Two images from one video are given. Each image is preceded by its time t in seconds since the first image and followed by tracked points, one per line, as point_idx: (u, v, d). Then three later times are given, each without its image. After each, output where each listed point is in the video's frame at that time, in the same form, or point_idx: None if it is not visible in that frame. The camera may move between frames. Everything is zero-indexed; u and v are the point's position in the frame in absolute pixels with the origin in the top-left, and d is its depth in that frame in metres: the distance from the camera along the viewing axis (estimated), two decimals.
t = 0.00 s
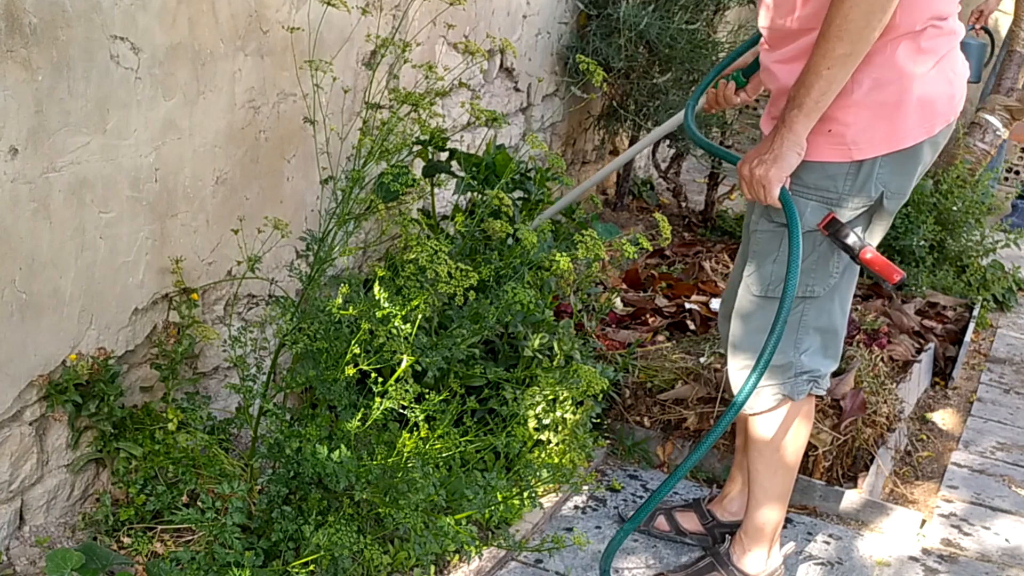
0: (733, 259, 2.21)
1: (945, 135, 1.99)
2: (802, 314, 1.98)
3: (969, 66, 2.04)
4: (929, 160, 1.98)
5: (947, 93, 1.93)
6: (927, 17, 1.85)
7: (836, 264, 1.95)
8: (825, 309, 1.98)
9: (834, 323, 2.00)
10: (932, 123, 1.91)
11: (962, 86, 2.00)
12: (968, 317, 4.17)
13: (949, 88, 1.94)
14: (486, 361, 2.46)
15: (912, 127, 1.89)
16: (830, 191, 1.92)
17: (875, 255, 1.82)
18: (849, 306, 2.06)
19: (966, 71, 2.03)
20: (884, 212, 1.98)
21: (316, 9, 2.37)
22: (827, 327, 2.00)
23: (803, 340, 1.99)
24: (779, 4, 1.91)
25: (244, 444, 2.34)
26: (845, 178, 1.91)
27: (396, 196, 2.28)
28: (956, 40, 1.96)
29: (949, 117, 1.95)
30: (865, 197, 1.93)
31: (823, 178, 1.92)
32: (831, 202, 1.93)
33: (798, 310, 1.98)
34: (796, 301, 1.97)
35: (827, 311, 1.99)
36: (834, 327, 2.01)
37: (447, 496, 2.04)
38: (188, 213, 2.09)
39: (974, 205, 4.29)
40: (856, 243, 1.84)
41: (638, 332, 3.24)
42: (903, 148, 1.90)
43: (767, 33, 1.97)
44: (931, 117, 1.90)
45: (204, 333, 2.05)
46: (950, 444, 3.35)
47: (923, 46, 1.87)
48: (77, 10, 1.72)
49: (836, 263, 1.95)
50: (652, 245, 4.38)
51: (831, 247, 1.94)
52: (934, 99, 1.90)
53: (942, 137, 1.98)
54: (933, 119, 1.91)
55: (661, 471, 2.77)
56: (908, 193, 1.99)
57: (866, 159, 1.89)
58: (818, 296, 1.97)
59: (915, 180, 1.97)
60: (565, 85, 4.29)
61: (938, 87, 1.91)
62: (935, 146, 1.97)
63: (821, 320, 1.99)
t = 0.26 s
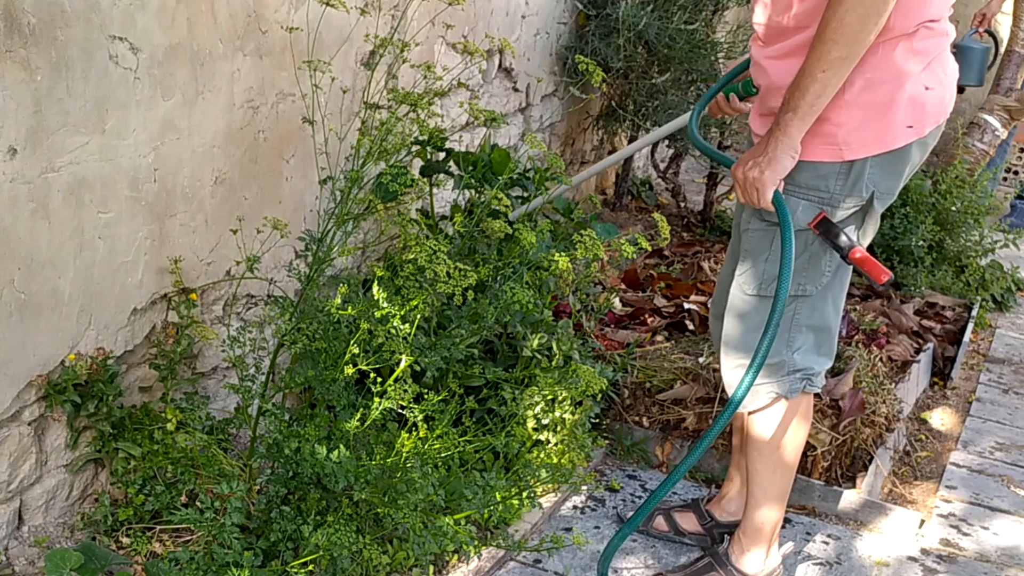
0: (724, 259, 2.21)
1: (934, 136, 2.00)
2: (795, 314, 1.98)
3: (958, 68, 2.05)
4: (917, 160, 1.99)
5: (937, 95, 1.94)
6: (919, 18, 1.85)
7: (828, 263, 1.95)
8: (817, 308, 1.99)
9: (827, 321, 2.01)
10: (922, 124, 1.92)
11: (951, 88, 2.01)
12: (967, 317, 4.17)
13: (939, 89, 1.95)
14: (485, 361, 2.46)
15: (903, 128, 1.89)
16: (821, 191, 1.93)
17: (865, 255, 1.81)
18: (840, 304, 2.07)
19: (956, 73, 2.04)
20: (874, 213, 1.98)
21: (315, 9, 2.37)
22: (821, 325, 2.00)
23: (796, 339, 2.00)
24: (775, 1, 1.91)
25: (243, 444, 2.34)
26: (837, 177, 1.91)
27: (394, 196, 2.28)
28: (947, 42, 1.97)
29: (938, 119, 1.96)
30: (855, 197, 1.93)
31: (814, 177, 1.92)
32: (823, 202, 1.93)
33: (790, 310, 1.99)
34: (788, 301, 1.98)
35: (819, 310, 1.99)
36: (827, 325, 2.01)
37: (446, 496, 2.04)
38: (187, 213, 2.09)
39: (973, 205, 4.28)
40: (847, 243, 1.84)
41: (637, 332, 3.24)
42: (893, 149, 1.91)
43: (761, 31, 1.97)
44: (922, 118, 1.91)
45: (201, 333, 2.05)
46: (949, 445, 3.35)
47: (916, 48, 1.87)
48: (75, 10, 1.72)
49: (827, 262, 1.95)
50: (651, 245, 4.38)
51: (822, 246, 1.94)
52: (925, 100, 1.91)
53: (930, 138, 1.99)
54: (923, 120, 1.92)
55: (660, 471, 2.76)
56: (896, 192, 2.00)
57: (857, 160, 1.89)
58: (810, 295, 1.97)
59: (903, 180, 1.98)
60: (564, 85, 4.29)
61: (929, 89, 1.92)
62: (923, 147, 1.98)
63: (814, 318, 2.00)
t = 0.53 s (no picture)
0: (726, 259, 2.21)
1: (935, 135, 2.00)
2: (794, 314, 1.99)
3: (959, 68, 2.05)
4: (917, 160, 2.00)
5: (937, 95, 1.94)
6: (918, 18, 1.85)
7: (827, 264, 1.95)
8: (817, 308, 1.99)
9: (827, 321, 2.01)
10: (922, 124, 1.92)
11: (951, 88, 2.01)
12: (965, 317, 4.17)
13: (939, 89, 1.95)
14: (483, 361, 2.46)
15: (902, 128, 1.89)
16: (821, 192, 1.93)
17: (864, 254, 1.81)
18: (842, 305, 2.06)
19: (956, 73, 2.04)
20: (873, 213, 1.98)
21: (314, 9, 2.37)
22: (820, 326, 2.00)
23: (796, 339, 2.00)
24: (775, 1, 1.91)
25: (242, 444, 2.34)
26: (836, 178, 1.91)
27: (393, 196, 2.28)
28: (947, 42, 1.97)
29: (938, 119, 1.96)
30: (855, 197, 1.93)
31: (814, 178, 1.92)
32: (823, 202, 1.93)
33: (789, 310, 1.99)
34: (787, 301, 1.98)
35: (819, 310, 1.99)
36: (827, 326, 2.01)
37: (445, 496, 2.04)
38: (186, 214, 2.09)
39: (972, 206, 4.28)
40: (846, 244, 1.84)
41: (636, 332, 3.24)
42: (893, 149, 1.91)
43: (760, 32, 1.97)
44: (921, 119, 1.91)
45: (200, 333, 2.03)
46: (947, 445, 3.36)
47: (915, 48, 1.88)
48: (74, 9, 1.72)
49: (827, 262, 1.95)
50: (650, 245, 4.38)
51: (822, 247, 1.94)
52: (924, 100, 1.91)
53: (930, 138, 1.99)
54: (923, 121, 1.92)
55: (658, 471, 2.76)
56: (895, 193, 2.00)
57: (856, 160, 1.89)
58: (810, 295, 1.97)
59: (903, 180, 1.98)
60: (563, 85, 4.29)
61: (929, 89, 1.92)
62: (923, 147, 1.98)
63: (814, 318, 1.99)
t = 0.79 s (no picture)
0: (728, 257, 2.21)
1: (937, 135, 2.00)
2: (797, 315, 1.98)
3: (961, 68, 2.05)
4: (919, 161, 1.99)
5: (938, 95, 1.94)
6: (918, 19, 1.85)
7: (830, 265, 1.95)
8: (820, 310, 1.99)
9: (830, 322, 2.01)
10: (923, 124, 1.92)
11: (953, 88, 2.01)
12: (964, 317, 4.18)
13: (940, 89, 1.95)
14: (482, 361, 2.47)
15: (903, 129, 1.89)
16: (823, 193, 1.93)
17: (866, 255, 1.80)
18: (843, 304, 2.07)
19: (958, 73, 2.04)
20: (874, 213, 1.98)
21: (313, 9, 2.38)
22: (823, 327, 2.00)
23: (799, 340, 2.00)
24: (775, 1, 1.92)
25: (241, 444, 2.34)
26: (838, 179, 1.92)
27: (392, 197, 2.29)
28: (948, 42, 1.97)
29: (940, 119, 1.96)
30: (857, 198, 1.93)
31: (815, 179, 1.93)
32: (824, 202, 1.94)
33: (792, 311, 1.98)
34: (790, 302, 1.97)
35: (822, 311, 1.99)
36: (829, 326, 2.01)
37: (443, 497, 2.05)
38: (185, 214, 2.09)
39: (970, 206, 4.29)
40: (847, 245, 1.84)
41: (635, 332, 3.25)
42: (894, 150, 1.91)
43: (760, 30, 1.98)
44: (923, 119, 1.91)
45: (199, 333, 2.03)
46: (946, 445, 3.36)
47: (915, 49, 1.87)
48: (73, 9, 1.72)
49: (830, 263, 1.95)
50: (649, 245, 4.39)
51: (824, 248, 1.93)
52: (925, 100, 1.91)
53: (933, 139, 1.99)
54: (924, 121, 1.92)
55: (657, 471, 2.76)
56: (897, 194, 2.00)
57: (857, 161, 1.90)
58: (812, 296, 1.97)
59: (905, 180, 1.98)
60: (562, 85, 4.29)
61: (930, 90, 1.92)
62: (924, 147, 1.98)
63: (817, 319, 1.99)
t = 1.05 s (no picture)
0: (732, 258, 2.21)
1: (938, 137, 2.00)
2: (800, 316, 1.98)
3: (961, 70, 2.05)
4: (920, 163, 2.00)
5: (939, 97, 1.94)
6: (919, 20, 1.86)
7: (832, 266, 1.95)
8: (822, 311, 1.99)
9: (833, 323, 2.01)
10: (924, 126, 1.92)
11: (954, 90, 2.01)
12: (963, 317, 4.19)
13: (941, 91, 1.95)
14: (481, 362, 2.47)
15: (904, 130, 1.89)
16: (825, 194, 1.93)
17: (869, 256, 1.83)
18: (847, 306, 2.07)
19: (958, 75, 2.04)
20: (876, 214, 1.97)
21: (312, 9, 2.37)
22: (826, 328, 2.00)
23: (801, 341, 2.00)
24: (776, 0, 1.92)
25: (240, 445, 2.34)
26: (840, 180, 1.92)
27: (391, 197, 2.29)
28: (949, 44, 1.97)
29: (940, 121, 1.96)
30: (860, 200, 1.93)
31: (816, 180, 1.93)
32: (825, 203, 1.94)
33: (795, 312, 1.98)
34: (793, 303, 1.97)
35: (825, 312, 1.99)
36: (833, 327, 2.01)
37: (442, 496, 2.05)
38: (184, 214, 2.09)
39: (969, 206, 4.29)
40: (848, 246, 1.85)
41: (633, 332, 3.25)
42: (895, 152, 1.91)
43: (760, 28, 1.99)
44: (923, 120, 1.92)
45: (198, 332, 2.07)
46: (945, 445, 3.36)
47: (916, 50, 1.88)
48: (72, 9, 1.72)
49: (832, 264, 1.95)
50: (648, 245, 4.39)
51: (826, 249, 1.93)
52: (926, 102, 1.91)
53: (934, 141, 1.99)
54: (925, 122, 1.92)
55: (656, 471, 2.76)
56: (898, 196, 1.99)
57: (859, 162, 1.90)
58: (815, 297, 1.96)
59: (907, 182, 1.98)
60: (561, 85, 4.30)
61: (931, 92, 1.92)
62: (925, 149, 1.98)
63: (820, 320, 1.99)
